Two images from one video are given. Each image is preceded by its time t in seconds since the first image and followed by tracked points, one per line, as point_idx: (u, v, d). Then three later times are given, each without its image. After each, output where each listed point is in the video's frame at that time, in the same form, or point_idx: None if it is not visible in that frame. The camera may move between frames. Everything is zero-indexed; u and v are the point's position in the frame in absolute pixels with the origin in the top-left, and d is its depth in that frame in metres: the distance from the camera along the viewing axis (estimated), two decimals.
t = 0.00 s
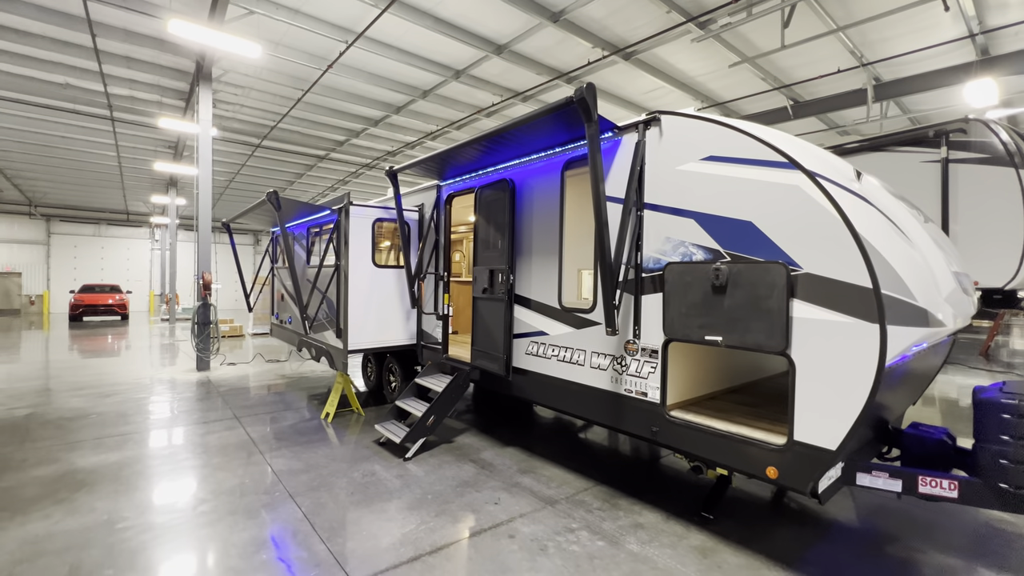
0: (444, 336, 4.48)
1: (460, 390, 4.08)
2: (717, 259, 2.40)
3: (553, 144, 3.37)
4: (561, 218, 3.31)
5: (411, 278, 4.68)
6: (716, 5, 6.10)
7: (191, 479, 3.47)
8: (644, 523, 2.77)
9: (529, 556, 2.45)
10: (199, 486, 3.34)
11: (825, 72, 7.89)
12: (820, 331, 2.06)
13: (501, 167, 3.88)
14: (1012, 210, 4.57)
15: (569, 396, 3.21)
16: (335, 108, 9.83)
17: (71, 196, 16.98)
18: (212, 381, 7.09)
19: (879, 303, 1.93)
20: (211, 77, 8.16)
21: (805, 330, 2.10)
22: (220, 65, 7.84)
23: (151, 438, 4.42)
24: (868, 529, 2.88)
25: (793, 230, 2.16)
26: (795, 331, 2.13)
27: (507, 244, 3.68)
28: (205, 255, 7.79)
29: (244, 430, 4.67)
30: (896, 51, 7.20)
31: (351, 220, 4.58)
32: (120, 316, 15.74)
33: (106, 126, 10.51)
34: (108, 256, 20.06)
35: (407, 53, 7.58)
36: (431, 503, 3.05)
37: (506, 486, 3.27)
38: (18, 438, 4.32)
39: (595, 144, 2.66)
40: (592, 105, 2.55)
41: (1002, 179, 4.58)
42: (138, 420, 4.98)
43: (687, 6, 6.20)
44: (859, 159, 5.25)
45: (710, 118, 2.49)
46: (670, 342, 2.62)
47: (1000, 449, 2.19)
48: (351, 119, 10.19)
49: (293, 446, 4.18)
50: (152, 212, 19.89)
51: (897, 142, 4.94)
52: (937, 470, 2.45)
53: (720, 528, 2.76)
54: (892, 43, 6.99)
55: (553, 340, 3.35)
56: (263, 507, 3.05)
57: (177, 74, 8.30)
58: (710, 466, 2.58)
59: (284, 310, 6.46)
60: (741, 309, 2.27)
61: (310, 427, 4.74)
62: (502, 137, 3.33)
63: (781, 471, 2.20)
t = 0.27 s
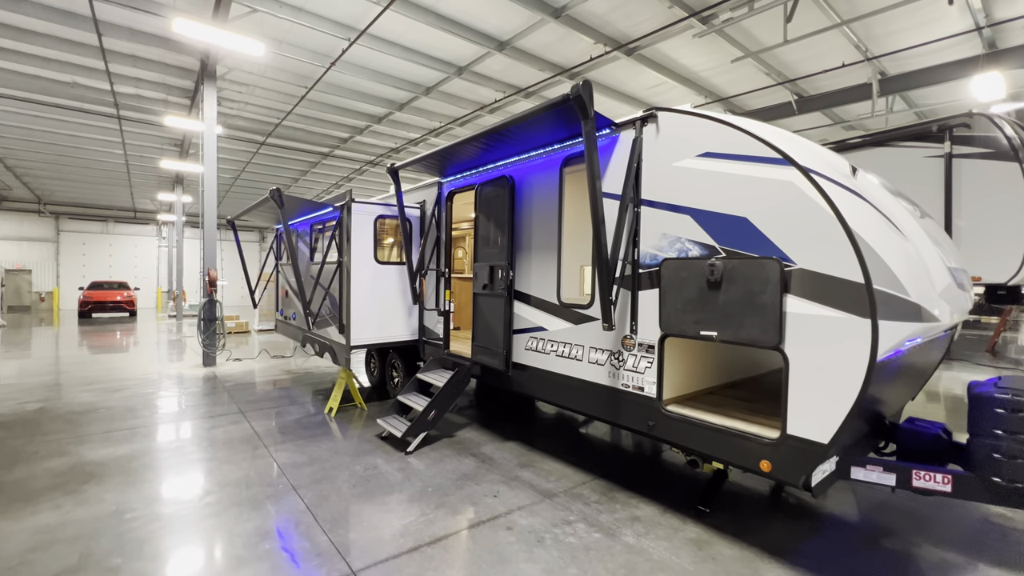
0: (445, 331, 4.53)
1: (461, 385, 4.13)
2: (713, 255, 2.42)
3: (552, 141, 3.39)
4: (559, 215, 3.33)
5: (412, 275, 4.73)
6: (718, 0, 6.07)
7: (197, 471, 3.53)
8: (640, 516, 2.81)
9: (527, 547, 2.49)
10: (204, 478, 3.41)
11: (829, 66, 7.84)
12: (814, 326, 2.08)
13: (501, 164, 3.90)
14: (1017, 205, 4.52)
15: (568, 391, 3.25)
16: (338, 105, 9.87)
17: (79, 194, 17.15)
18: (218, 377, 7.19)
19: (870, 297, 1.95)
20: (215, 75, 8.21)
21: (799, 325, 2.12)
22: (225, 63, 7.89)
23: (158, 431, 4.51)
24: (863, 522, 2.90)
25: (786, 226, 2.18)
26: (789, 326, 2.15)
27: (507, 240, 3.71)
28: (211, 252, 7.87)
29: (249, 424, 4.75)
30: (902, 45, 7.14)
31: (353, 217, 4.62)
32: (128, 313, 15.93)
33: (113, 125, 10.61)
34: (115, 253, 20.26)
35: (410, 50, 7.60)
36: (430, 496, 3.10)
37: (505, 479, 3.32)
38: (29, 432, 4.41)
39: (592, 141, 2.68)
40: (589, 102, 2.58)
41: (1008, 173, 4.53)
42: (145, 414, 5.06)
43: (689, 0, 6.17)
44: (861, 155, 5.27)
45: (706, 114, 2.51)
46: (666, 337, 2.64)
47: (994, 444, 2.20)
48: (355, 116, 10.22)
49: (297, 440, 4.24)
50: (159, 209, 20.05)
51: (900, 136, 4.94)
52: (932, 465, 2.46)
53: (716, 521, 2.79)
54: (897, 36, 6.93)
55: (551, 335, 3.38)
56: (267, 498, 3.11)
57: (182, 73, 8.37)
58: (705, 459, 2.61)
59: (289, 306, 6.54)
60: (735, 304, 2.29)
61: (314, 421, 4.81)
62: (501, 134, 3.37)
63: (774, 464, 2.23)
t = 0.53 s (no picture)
0: (445, 326, 4.58)
1: (460, 379, 4.18)
2: (704, 250, 2.45)
3: (549, 137, 3.42)
4: (555, 210, 3.37)
5: (412, 270, 4.78)
6: None
7: (201, 462, 3.61)
8: (634, 507, 2.85)
9: (521, 536, 2.54)
10: (208, 469, 3.49)
11: (832, 60, 7.79)
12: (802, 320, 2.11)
13: (499, 160, 3.94)
14: (1018, 200, 4.50)
15: (564, 384, 3.29)
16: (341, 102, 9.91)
17: (85, 190, 17.31)
18: (223, 371, 7.28)
19: (856, 290, 1.98)
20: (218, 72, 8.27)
21: (787, 319, 2.15)
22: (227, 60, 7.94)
23: (164, 423, 4.60)
24: (855, 514, 2.93)
25: (776, 220, 2.21)
26: (778, 319, 2.18)
27: (504, 236, 3.74)
28: (215, 247, 7.95)
29: (253, 417, 4.83)
30: (905, 38, 7.08)
31: (353, 213, 4.67)
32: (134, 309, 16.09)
33: (118, 122, 10.71)
34: (122, 249, 20.45)
35: (411, 46, 7.62)
36: (428, 487, 3.16)
37: (502, 471, 3.37)
38: (38, 424, 4.51)
39: (585, 137, 2.72)
40: (582, 98, 2.62)
41: (1008, 167, 4.51)
42: (151, 408, 5.16)
43: None
44: (863, 149, 5.18)
45: (699, 110, 2.53)
46: (659, 331, 2.68)
47: (981, 436, 2.23)
48: (357, 112, 10.26)
49: (299, 433, 4.32)
50: (164, 206, 20.20)
51: (900, 131, 4.93)
52: (922, 457, 2.49)
53: (708, 512, 2.83)
54: (901, 29, 6.87)
55: (548, 329, 3.42)
56: (269, 488, 3.18)
57: (186, 70, 8.43)
58: (698, 451, 2.65)
59: (292, 301, 6.61)
60: (725, 298, 2.32)
61: (316, 414, 4.88)
62: (498, 131, 3.40)
63: (763, 455, 2.27)
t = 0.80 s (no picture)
0: (444, 320, 4.62)
1: (458, 372, 4.22)
2: (697, 244, 2.47)
3: (545, 132, 3.44)
4: (552, 205, 3.39)
5: (412, 265, 4.81)
6: None
7: (204, 453, 3.68)
8: (628, 498, 2.89)
9: (515, 525, 2.59)
10: (211, 460, 3.55)
11: (835, 53, 7.72)
12: (792, 312, 2.14)
13: (496, 155, 3.96)
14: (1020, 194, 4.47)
15: (560, 377, 3.33)
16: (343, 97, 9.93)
17: (91, 187, 17.43)
18: (227, 365, 7.37)
19: (843, 283, 2.01)
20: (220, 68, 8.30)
21: (777, 312, 2.18)
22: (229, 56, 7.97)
23: (168, 416, 4.67)
24: (848, 505, 2.96)
25: (766, 214, 2.23)
26: (768, 312, 2.21)
27: (502, 230, 3.77)
28: (218, 243, 8.02)
29: (255, 410, 4.90)
30: (909, 30, 7.01)
31: (353, 208, 4.71)
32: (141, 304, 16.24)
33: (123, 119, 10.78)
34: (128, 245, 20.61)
35: (411, 41, 7.63)
36: (426, 478, 3.21)
37: (499, 463, 3.42)
38: (46, 416, 4.59)
39: (579, 132, 2.75)
40: (575, 93, 2.65)
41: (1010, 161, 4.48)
42: (157, 400, 5.24)
43: None
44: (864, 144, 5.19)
45: (693, 105, 2.54)
46: (653, 325, 2.70)
47: (971, 427, 2.24)
48: (359, 107, 10.28)
49: (300, 425, 4.38)
50: (169, 202, 20.33)
51: (901, 125, 4.91)
52: (914, 449, 2.51)
53: (701, 503, 2.87)
54: (905, 22, 6.81)
55: (545, 323, 3.45)
56: (271, 479, 3.24)
57: (188, 66, 8.47)
58: (691, 443, 2.68)
59: (294, 297, 6.68)
60: (717, 291, 2.35)
61: (318, 407, 4.95)
62: (495, 126, 3.43)
63: (753, 447, 2.30)
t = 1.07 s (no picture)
0: (445, 315, 4.65)
1: (459, 367, 4.25)
2: (694, 238, 2.48)
3: (544, 127, 3.45)
4: (551, 200, 3.40)
5: (413, 260, 4.83)
6: None
7: (208, 446, 3.73)
8: (626, 491, 2.92)
9: (513, 518, 2.62)
10: (214, 453, 3.59)
11: (839, 46, 7.65)
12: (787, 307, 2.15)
13: (496, 150, 3.97)
14: None
15: (559, 372, 3.35)
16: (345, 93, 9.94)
17: (97, 183, 17.53)
18: (231, 360, 7.43)
19: (838, 277, 2.03)
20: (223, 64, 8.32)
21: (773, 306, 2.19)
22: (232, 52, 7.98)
23: (172, 410, 4.72)
24: (845, 498, 2.97)
25: (763, 209, 2.24)
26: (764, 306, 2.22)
27: (501, 225, 3.78)
28: (222, 239, 8.06)
29: (259, 403, 4.95)
30: (915, 23, 6.94)
31: (354, 204, 4.73)
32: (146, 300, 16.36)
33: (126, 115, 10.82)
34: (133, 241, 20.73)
35: (413, 36, 7.61)
36: (426, 471, 3.24)
37: (499, 456, 3.45)
38: (53, 410, 4.66)
39: (577, 127, 2.76)
40: (573, 88, 2.66)
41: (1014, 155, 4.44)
42: (161, 394, 5.30)
43: None
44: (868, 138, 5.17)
45: (691, 99, 2.54)
46: (651, 319, 2.71)
47: (966, 421, 2.26)
48: (361, 103, 10.28)
49: (303, 419, 4.43)
50: (174, 198, 20.42)
51: (905, 119, 4.87)
52: (910, 443, 2.52)
53: (698, 497, 2.89)
54: (910, 14, 6.74)
55: (544, 318, 3.47)
56: (274, 471, 3.28)
57: (191, 62, 8.49)
58: (688, 437, 2.70)
59: (297, 292, 6.72)
60: (714, 286, 2.36)
61: (320, 401, 4.99)
62: (494, 121, 3.44)
63: (749, 440, 2.32)
